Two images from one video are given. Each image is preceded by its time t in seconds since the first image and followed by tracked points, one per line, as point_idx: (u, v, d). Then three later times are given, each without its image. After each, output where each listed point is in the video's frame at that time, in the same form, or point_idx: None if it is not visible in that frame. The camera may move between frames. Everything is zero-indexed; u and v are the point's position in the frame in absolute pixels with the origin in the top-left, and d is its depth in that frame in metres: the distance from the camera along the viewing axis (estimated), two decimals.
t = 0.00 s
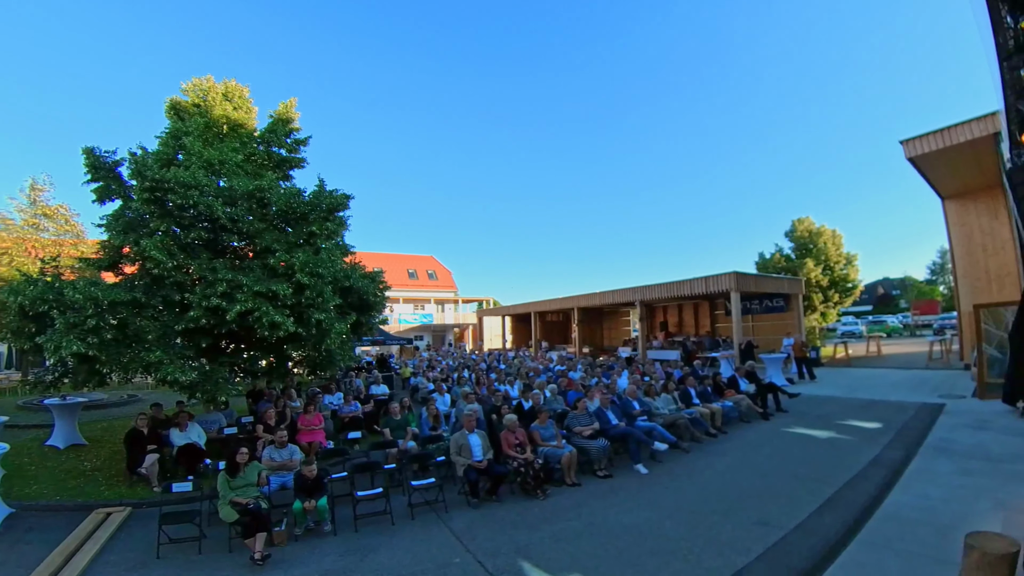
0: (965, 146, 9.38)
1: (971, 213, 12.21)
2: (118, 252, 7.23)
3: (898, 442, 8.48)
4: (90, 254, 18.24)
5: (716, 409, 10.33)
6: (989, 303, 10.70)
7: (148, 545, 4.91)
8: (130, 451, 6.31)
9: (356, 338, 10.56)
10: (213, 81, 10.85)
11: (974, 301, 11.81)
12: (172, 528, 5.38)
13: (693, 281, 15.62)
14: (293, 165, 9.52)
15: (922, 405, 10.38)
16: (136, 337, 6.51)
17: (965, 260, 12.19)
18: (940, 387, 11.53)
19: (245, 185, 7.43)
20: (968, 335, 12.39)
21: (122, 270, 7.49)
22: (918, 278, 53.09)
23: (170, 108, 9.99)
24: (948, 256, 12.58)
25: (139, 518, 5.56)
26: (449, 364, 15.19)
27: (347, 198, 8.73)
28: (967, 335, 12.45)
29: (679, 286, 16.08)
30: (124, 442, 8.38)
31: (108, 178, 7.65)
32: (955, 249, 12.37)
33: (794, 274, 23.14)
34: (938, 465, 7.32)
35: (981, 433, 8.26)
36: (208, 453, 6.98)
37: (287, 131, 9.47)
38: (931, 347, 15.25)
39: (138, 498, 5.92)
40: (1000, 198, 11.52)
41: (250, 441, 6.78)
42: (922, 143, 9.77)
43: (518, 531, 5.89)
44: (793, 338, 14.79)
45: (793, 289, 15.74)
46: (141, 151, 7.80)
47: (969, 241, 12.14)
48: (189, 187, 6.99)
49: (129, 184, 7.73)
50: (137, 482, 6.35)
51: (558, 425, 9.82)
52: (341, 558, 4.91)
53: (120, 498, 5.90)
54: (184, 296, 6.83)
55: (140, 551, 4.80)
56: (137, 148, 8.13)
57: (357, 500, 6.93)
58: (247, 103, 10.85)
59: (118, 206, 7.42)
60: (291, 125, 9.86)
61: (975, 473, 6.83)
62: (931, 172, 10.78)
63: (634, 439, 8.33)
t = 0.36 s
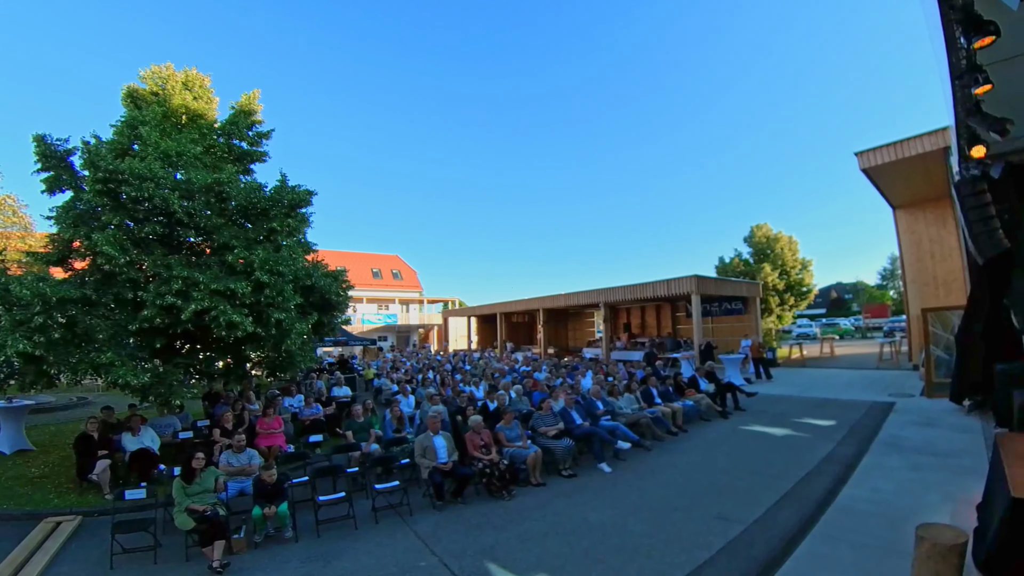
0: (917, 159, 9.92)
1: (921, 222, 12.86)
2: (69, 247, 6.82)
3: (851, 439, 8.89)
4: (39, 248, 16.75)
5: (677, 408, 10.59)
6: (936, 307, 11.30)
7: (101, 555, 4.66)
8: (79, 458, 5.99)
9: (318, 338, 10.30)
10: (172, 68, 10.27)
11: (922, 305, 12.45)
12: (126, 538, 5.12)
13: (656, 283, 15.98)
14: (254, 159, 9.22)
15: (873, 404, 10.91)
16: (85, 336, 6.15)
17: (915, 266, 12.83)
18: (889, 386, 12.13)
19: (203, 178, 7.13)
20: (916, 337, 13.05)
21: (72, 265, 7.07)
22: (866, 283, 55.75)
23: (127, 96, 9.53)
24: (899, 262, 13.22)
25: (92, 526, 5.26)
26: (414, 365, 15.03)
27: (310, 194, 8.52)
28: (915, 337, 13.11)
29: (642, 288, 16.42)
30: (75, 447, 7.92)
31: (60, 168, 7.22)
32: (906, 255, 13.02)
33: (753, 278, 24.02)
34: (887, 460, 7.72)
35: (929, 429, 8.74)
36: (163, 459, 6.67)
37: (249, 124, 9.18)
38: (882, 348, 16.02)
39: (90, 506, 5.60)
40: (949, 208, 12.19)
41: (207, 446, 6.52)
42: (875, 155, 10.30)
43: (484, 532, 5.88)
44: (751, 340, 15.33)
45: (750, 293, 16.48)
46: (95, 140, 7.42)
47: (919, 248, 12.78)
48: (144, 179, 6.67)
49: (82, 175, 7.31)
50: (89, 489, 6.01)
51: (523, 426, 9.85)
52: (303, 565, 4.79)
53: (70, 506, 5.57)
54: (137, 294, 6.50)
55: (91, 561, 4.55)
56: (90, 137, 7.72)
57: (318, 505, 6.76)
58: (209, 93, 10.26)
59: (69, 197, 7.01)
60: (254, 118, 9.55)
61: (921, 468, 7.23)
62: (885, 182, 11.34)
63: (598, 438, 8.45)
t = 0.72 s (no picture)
0: (870, 170, 10.43)
1: (872, 230, 13.47)
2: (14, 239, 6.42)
3: (806, 437, 9.27)
4: None
5: (639, 407, 10.80)
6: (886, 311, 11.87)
7: (46, 567, 4.38)
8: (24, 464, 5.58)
9: (278, 338, 9.98)
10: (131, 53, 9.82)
11: (873, 309, 13.05)
12: (75, 548, 4.82)
13: (619, 286, 16.25)
14: (214, 151, 8.85)
15: (825, 402, 11.40)
16: (30, 336, 5.81)
17: (867, 272, 13.44)
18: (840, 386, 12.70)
19: (159, 169, 6.81)
20: (868, 339, 13.67)
21: (19, 259, 6.65)
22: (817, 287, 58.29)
23: (81, 80, 9.05)
24: (852, 267, 13.81)
25: (38, 537, 4.93)
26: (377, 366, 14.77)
27: (271, 189, 8.25)
28: (866, 339, 13.74)
29: (607, 290, 16.66)
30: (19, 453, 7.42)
31: (7, 155, 6.74)
32: (858, 261, 13.62)
33: (713, 281, 24.74)
34: (839, 456, 8.08)
35: (879, 426, 9.19)
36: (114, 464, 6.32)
37: (210, 114, 8.81)
38: (834, 350, 16.74)
39: (36, 515, 5.25)
40: (899, 216, 12.88)
41: (160, 451, 6.21)
42: (832, 165, 10.78)
43: (450, 535, 5.84)
44: (710, 341, 15.79)
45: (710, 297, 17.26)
46: (44, 126, 7.02)
47: (871, 255, 13.39)
48: (97, 169, 6.33)
49: (32, 164, 6.88)
50: (35, 498, 5.64)
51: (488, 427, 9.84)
52: (263, 573, 4.62)
53: (14, 516, 5.21)
54: (88, 291, 6.16)
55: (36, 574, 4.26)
56: (42, 124, 7.30)
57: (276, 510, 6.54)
58: (170, 82, 9.88)
59: (15, 187, 6.59)
60: (215, 109, 9.19)
61: (870, 464, 7.61)
62: (841, 192, 11.86)
63: (563, 438, 8.52)
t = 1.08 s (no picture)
0: (825, 180, 10.95)
1: (827, 237, 14.11)
2: None
3: (762, 434, 9.62)
4: None
5: (603, 407, 10.96)
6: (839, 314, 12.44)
7: None
8: None
9: (235, 339, 9.62)
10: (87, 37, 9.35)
11: (827, 312, 13.63)
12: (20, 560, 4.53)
13: (584, 288, 16.46)
14: (172, 142, 8.47)
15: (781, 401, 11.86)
16: None
17: (821, 277, 14.05)
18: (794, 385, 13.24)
19: (113, 160, 6.48)
20: (821, 341, 14.28)
21: None
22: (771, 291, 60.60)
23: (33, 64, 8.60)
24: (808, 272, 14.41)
25: None
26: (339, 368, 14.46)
27: (231, 183, 7.96)
28: (820, 340, 14.36)
29: (572, 292, 16.83)
30: None
31: None
32: (813, 267, 14.22)
33: (674, 283, 25.36)
34: (794, 453, 8.43)
35: (832, 424, 9.63)
36: (62, 472, 5.97)
37: (168, 104, 8.44)
38: (789, 350, 17.41)
39: None
40: (852, 224, 13.54)
41: (111, 457, 5.90)
42: (789, 175, 11.25)
43: (414, 538, 5.78)
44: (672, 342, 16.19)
45: (672, 299, 17.64)
46: None
47: (825, 261, 14.02)
48: (47, 158, 6.01)
49: None
50: None
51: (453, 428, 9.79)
52: None
53: None
54: (35, 287, 5.83)
55: None
56: None
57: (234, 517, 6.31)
58: (128, 67, 9.35)
59: None
60: (175, 98, 8.81)
61: (822, 460, 7.96)
62: (798, 200, 12.38)
63: (528, 439, 8.57)
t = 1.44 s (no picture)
0: (783, 188, 11.44)
1: (784, 243, 14.72)
2: None
3: (721, 432, 9.94)
4: None
5: (568, 407, 11.08)
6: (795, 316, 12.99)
7: None
8: None
9: (191, 339, 9.21)
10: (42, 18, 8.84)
11: (783, 315, 14.20)
12: None
13: (550, 289, 16.59)
14: (128, 132, 8.04)
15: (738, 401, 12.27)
16: None
17: (778, 281, 14.63)
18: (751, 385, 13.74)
19: (66, 148, 6.12)
20: (778, 342, 14.85)
21: None
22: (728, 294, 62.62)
23: None
24: (765, 277, 14.98)
25: None
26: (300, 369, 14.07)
27: (188, 175, 7.61)
28: (776, 342, 14.94)
29: (537, 293, 16.93)
30: None
31: None
32: (771, 271, 14.79)
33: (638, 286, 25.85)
34: (752, 450, 8.74)
35: (788, 422, 10.03)
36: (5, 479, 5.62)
37: (125, 91, 8.03)
38: (746, 351, 18.05)
39: None
40: (807, 231, 14.19)
41: (60, 463, 5.58)
42: (749, 183, 11.69)
43: (379, 542, 5.68)
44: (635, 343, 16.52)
45: (636, 301, 17.95)
46: None
47: (782, 265, 14.60)
48: None
49: None
50: None
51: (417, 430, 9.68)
52: None
53: None
54: None
55: None
56: None
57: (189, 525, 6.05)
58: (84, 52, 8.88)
59: None
60: (133, 86, 8.40)
61: (777, 457, 8.29)
62: (757, 207, 12.88)
63: (493, 439, 8.59)
